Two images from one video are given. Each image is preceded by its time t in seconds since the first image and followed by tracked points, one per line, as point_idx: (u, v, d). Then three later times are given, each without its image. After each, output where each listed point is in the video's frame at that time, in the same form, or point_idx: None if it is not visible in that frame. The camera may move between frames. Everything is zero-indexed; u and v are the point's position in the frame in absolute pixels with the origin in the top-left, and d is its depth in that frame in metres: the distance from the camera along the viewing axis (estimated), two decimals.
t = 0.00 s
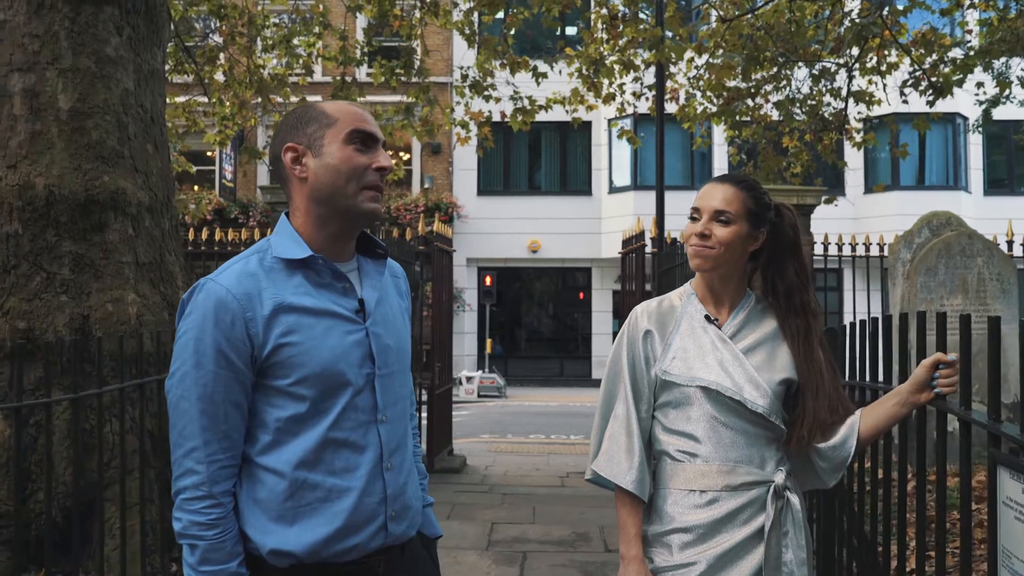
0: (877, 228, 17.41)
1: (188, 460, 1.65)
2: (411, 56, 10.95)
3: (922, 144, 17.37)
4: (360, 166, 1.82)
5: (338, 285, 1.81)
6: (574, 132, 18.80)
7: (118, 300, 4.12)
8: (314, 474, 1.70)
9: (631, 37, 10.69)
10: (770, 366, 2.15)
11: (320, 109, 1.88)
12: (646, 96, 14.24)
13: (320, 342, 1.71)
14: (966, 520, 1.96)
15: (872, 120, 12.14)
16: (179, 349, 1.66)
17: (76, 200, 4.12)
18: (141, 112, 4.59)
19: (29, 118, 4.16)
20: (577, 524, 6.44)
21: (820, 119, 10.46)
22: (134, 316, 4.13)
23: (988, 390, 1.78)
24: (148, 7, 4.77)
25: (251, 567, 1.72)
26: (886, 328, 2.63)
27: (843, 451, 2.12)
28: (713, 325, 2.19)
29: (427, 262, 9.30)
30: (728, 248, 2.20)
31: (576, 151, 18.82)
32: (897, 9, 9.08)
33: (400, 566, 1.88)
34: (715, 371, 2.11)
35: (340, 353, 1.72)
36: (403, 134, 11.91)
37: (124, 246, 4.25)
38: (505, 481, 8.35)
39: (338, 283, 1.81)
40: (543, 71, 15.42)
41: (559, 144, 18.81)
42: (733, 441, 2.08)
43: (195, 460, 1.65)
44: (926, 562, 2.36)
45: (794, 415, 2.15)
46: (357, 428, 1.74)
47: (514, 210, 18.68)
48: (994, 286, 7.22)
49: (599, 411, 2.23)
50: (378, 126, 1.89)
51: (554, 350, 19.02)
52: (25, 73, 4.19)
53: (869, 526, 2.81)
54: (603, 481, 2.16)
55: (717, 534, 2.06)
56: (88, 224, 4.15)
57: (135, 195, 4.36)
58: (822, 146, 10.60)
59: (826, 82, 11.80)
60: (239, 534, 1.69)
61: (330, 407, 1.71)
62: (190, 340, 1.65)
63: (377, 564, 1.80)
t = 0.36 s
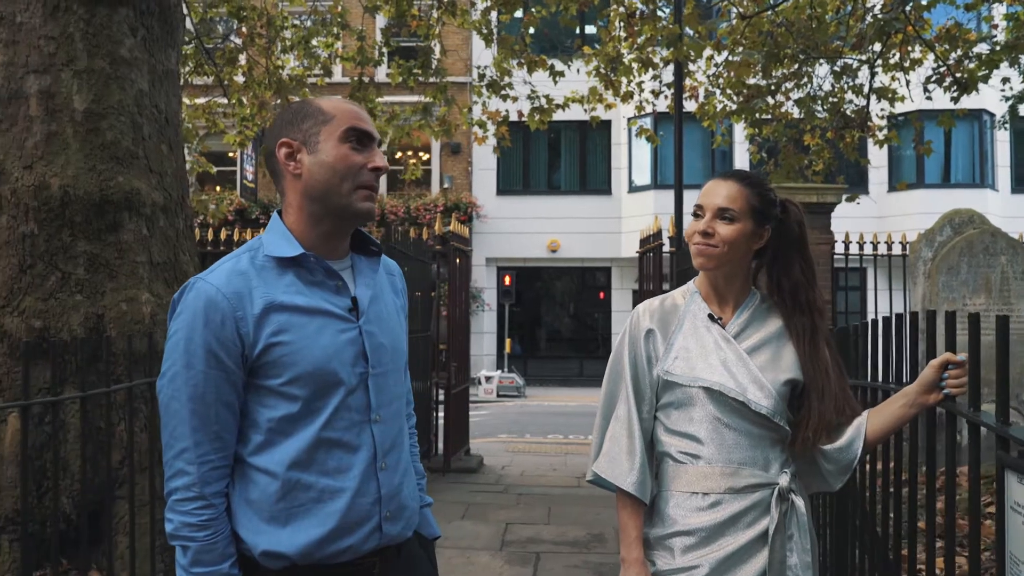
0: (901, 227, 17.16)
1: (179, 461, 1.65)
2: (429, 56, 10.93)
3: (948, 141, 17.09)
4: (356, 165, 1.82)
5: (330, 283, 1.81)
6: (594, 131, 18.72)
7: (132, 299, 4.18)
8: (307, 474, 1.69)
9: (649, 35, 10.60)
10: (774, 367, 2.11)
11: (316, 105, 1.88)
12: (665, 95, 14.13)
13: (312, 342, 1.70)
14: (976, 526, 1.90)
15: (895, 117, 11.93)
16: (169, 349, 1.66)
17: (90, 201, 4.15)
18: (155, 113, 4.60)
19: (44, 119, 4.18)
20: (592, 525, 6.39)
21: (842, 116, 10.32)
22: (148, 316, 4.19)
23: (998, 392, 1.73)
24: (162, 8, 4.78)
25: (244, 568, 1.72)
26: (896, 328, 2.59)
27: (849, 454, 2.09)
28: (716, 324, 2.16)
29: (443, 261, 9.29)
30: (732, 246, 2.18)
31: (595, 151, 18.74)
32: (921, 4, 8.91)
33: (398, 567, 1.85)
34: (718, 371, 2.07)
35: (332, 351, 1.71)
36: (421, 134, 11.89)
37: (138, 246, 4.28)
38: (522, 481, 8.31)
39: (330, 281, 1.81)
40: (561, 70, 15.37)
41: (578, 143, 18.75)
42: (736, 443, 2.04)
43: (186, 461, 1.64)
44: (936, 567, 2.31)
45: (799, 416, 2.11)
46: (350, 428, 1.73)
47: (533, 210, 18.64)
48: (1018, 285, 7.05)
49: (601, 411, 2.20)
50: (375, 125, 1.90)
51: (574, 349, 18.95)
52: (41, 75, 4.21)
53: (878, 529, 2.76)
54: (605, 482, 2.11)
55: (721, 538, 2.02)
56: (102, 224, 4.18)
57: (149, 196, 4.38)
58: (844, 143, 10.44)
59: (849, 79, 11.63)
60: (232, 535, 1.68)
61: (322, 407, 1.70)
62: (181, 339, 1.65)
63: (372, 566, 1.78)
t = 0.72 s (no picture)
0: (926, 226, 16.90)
1: (177, 464, 1.64)
2: (447, 56, 10.92)
3: (974, 139, 16.80)
4: (358, 166, 1.81)
5: (330, 284, 1.80)
6: (613, 131, 18.64)
7: (148, 300, 4.20)
8: (306, 477, 1.68)
9: (669, 34, 10.49)
10: (783, 370, 2.07)
11: (319, 104, 1.87)
12: (684, 94, 14.02)
13: (311, 344, 1.69)
14: (988, 533, 1.86)
15: (920, 115, 11.73)
16: (167, 351, 1.66)
17: (107, 202, 4.16)
18: (172, 115, 4.60)
19: (62, 122, 4.21)
20: (609, 528, 6.33)
21: (864, 114, 10.16)
22: (163, 316, 4.21)
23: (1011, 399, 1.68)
24: (178, 11, 4.78)
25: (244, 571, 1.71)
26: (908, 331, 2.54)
27: (860, 458, 2.05)
28: (724, 326, 2.13)
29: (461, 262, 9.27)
30: (739, 247, 2.15)
31: (615, 151, 18.66)
32: None
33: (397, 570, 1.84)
34: (726, 374, 2.04)
35: (332, 353, 1.70)
36: (439, 135, 11.87)
37: (154, 247, 4.30)
38: (539, 483, 8.26)
39: (331, 282, 1.81)
40: (580, 70, 15.31)
41: (598, 143, 18.67)
42: (745, 447, 2.01)
43: (184, 464, 1.64)
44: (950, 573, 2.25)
45: (808, 420, 2.08)
46: (350, 430, 1.72)
47: (553, 210, 18.59)
48: None
49: (607, 414, 2.16)
50: (378, 126, 1.89)
51: (594, 350, 18.87)
52: (58, 78, 4.25)
53: (889, 534, 2.72)
54: (611, 487, 2.08)
55: (728, 544, 1.98)
56: (119, 225, 4.20)
57: (165, 197, 4.38)
58: (866, 142, 10.27)
59: (872, 77, 11.46)
60: (231, 538, 1.68)
61: (321, 409, 1.69)
62: (178, 342, 1.65)
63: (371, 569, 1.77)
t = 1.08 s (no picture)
0: (951, 226, 16.65)
1: (175, 464, 1.66)
2: (465, 57, 10.88)
3: (1000, 138, 16.53)
4: (361, 167, 1.80)
5: (329, 284, 1.80)
6: (633, 131, 18.55)
7: (163, 301, 4.22)
8: (303, 478, 1.68)
9: (688, 33, 10.39)
10: (791, 371, 2.04)
11: (324, 103, 1.86)
12: (703, 93, 13.89)
13: (308, 343, 1.69)
14: (997, 537, 1.82)
15: (944, 113, 11.53)
16: (165, 352, 1.67)
17: (123, 204, 4.16)
18: (188, 116, 4.56)
19: (79, 124, 4.24)
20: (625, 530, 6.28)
21: (887, 113, 9.99)
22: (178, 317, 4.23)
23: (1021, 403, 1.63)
24: (194, 12, 4.72)
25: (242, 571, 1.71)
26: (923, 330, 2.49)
27: (869, 462, 2.01)
28: (731, 326, 2.10)
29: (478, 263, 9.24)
30: (748, 246, 2.12)
31: (635, 151, 18.57)
32: None
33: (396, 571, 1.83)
34: (731, 375, 2.01)
35: (329, 353, 1.70)
36: (457, 136, 11.85)
37: (169, 248, 4.28)
38: (556, 484, 8.23)
39: (330, 282, 1.80)
40: (598, 70, 15.23)
41: (618, 144, 18.58)
42: (751, 449, 1.97)
43: (182, 464, 1.66)
44: None
45: (816, 423, 2.04)
46: (348, 431, 1.72)
47: (573, 211, 18.52)
48: None
49: (611, 415, 2.14)
50: (381, 126, 1.88)
51: (613, 351, 18.78)
52: (75, 81, 4.27)
53: (903, 537, 2.66)
54: (615, 490, 2.06)
55: (733, 548, 1.95)
56: (134, 227, 4.19)
57: (181, 199, 4.35)
58: (889, 141, 10.11)
59: (895, 75, 11.28)
60: (228, 539, 1.69)
61: (318, 410, 1.69)
62: (176, 342, 1.66)
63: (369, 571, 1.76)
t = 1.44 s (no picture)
0: (974, 225, 16.44)
1: (173, 464, 1.65)
2: (481, 57, 10.86)
3: None
4: (344, 171, 1.78)
5: (328, 285, 1.79)
6: (650, 131, 18.46)
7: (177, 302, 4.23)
8: (300, 479, 1.68)
9: (705, 32, 10.31)
10: (799, 374, 2.00)
11: (313, 104, 1.85)
12: (720, 92, 13.79)
13: (305, 344, 1.68)
14: (1010, 543, 1.78)
15: (966, 111, 11.37)
16: (164, 352, 1.67)
17: (138, 205, 4.18)
18: (202, 118, 4.58)
19: (94, 126, 4.26)
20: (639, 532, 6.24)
21: (907, 112, 9.86)
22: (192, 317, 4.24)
23: None
24: (209, 15, 4.74)
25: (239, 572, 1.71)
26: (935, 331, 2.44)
27: (879, 466, 1.98)
28: (738, 327, 2.06)
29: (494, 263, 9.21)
30: (755, 246, 2.08)
31: (652, 151, 18.48)
32: None
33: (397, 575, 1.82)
34: (739, 377, 1.98)
35: (327, 354, 1.69)
36: (474, 137, 11.82)
37: (184, 249, 4.30)
38: (571, 485, 8.19)
39: (328, 283, 1.80)
40: (615, 70, 15.18)
41: (635, 144, 18.50)
42: (760, 453, 1.94)
43: (179, 464, 1.66)
44: None
45: (826, 426, 2.01)
46: (346, 432, 1.71)
47: (590, 211, 18.46)
48: None
49: (618, 417, 2.11)
50: (372, 125, 1.85)
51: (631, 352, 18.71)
52: (91, 83, 4.29)
53: (915, 541, 2.62)
54: (621, 494, 2.02)
55: (740, 553, 1.92)
56: (149, 228, 4.21)
57: (195, 199, 4.37)
58: (910, 140, 9.98)
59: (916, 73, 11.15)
60: (226, 540, 1.68)
61: (315, 411, 1.68)
62: (175, 342, 1.66)
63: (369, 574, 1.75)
